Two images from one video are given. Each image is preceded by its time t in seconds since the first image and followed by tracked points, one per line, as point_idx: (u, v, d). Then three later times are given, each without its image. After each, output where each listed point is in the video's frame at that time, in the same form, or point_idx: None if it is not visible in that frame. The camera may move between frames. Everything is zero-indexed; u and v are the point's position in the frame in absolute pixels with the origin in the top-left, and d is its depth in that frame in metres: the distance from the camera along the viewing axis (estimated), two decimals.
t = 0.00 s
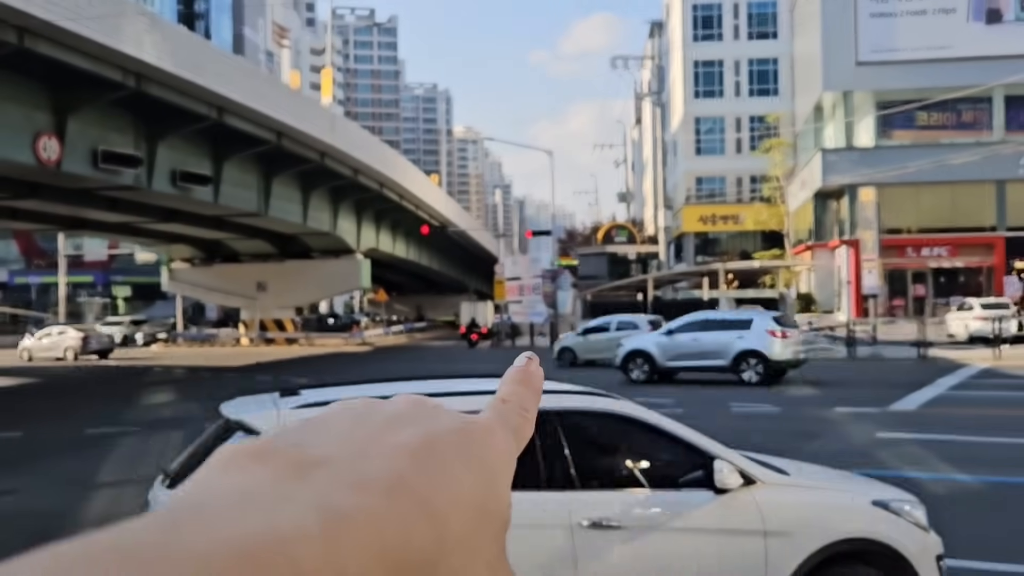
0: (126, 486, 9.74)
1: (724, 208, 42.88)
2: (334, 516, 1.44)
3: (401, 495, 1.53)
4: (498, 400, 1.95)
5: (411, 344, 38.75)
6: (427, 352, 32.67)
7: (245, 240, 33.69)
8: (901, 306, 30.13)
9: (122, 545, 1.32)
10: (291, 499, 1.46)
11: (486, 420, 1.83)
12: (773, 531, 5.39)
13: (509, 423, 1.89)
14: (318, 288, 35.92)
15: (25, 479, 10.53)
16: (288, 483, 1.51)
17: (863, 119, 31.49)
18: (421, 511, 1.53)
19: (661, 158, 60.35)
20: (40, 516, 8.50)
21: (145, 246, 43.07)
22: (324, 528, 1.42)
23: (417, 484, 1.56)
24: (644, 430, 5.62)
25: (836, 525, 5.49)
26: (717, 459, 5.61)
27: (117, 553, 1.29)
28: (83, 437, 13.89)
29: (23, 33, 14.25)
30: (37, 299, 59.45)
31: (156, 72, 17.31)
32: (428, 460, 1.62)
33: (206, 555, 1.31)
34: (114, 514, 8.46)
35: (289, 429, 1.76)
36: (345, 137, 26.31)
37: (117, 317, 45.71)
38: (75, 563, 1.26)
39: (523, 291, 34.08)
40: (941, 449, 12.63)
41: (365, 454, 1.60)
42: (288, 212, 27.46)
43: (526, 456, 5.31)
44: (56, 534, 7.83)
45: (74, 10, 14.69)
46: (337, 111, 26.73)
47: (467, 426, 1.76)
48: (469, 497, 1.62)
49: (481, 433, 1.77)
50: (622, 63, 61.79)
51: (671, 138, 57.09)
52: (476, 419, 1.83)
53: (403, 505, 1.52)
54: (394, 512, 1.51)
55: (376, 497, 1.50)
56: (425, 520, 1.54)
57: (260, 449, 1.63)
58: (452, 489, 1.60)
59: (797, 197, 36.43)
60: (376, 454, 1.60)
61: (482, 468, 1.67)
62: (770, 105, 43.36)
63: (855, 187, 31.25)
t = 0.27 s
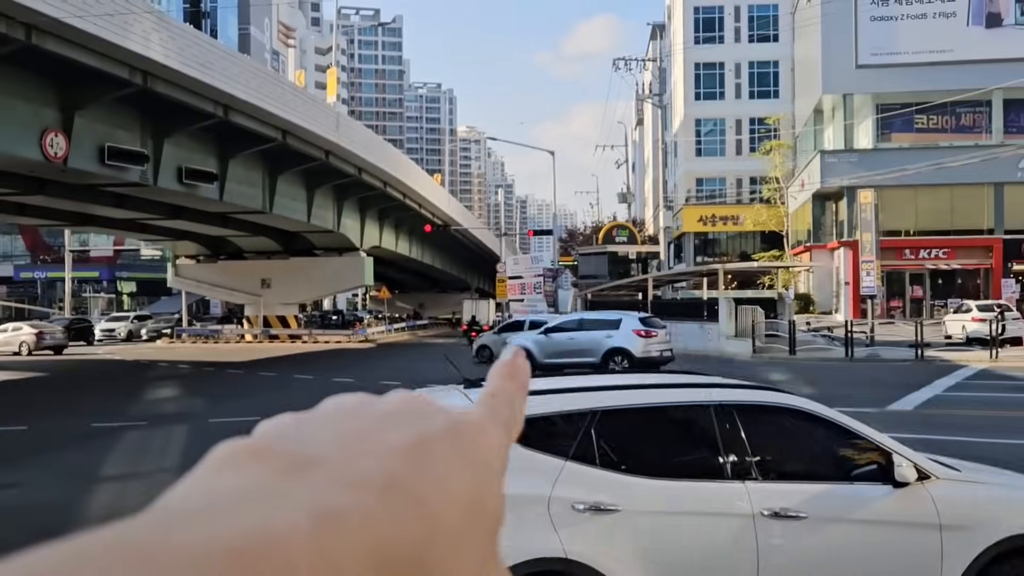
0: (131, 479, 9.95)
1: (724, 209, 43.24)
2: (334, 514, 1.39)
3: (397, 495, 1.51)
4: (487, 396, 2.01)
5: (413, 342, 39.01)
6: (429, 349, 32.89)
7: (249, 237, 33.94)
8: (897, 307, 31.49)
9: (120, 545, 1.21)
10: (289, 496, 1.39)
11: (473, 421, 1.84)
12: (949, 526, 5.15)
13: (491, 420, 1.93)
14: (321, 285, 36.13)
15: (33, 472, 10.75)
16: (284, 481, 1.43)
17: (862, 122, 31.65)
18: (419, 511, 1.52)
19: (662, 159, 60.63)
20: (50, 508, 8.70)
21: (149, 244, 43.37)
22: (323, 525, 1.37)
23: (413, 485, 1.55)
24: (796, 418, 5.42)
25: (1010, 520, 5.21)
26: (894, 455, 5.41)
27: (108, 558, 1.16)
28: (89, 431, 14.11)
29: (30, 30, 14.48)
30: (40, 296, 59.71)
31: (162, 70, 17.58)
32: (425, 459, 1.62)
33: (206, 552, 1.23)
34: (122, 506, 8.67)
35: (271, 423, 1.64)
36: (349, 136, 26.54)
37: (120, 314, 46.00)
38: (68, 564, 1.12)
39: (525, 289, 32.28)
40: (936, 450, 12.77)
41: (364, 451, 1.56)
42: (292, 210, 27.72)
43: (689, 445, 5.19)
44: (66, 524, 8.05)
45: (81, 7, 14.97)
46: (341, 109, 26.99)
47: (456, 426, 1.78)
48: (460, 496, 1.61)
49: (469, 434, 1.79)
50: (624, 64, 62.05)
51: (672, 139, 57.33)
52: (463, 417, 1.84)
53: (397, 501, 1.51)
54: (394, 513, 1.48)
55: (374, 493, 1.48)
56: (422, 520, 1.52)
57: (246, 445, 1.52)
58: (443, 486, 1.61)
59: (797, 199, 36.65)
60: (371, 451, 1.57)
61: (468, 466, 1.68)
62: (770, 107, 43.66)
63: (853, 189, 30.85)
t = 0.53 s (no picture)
0: (132, 475, 9.95)
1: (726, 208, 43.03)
2: (331, 499, 1.80)
3: (387, 482, 1.91)
4: (485, 377, 2.42)
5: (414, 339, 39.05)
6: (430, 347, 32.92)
7: (250, 233, 33.94)
8: (898, 307, 31.48)
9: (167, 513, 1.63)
10: (300, 480, 1.81)
11: (465, 409, 2.22)
12: None
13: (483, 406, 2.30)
14: (322, 282, 36.11)
15: (34, 467, 10.74)
16: (297, 466, 1.84)
17: (865, 121, 31.68)
18: (408, 490, 1.92)
19: (663, 157, 60.62)
20: (51, 503, 8.72)
21: (150, 240, 43.37)
22: (321, 508, 1.77)
23: (402, 473, 1.94)
24: (961, 414, 5.34)
25: None
26: None
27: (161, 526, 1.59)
28: (91, 427, 14.13)
29: (33, 25, 14.48)
30: (40, 292, 59.63)
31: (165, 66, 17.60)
32: (414, 445, 2.01)
33: (221, 527, 1.62)
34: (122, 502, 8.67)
35: (292, 400, 2.06)
36: (351, 133, 26.57)
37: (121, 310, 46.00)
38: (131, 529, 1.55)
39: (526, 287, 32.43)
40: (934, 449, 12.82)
41: (363, 441, 1.96)
42: (294, 206, 27.76)
43: (853, 441, 5.11)
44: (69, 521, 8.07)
45: (85, 3, 14.98)
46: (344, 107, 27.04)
47: (449, 415, 2.15)
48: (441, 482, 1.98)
49: (459, 420, 2.17)
50: (626, 62, 62.00)
51: (673, 138, 57.28)
52: (459, 403, 2.24)
53: (393, 482, 1.91)
54: (382, 498, 1.87)
55: (371, 476, 1.89)
56: (412, 496, 1.91)
57: (271, 426, 1.93)
58: (433, 470, 1.99)
59: (799, 198, 36.63)
60: (372, 437, 1.98)
61: (454, 454, 2.06)
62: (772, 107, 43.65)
63: (856, 188, 31.00)
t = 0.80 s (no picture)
0: (129, 475, 9.64)
1: (729, 206, 42.77)
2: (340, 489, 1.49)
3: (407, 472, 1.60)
4: (505, 363, 2.01)
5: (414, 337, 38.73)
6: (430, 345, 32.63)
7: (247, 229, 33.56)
8: (904, 307, 31.06)
9: (136, 500, 1.30)
10: (298, 466, 1.49)
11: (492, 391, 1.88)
12: None
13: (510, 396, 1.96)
14: (320, 279, 35.75)
15: (28, 466, 10.45)
16: (294, 451, 1.53)
17: (872, 118, 31.49)
18: (427, 483, 1.60)
19: (666, 154, 60.24)
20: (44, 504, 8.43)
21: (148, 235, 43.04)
22: (333, 495, 1.47)
23: (421, 460, 1.63)
24: None
25: None
26: None
27: (126, 513, 1.26)
28: (86, 425, 13.84)
29: (27, 17, 14.15)
30: (37, 287, 59.26)
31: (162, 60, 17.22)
32: (434, 432, 1.68)
33: (208, 517, 1.32)
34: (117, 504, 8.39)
35: (299, 380, 1.74)
36: (350, 128, 26.19)
37: (119, 305, 45.66)
38: (86, 517, 1.23)
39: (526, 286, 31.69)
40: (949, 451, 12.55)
41: (374, 422, 1.64)
42: (291, 203, 27.37)
43: None
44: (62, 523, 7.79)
45: None
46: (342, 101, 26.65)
47: (475, 396, 1.81)
48: (469, 472, 1.69)
49: (487, 403, 1.83)
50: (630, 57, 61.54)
51: (677, 134, 56.90)
52: (485, 385, 1.88)
53: (409, 473, 1.59)
54: (397, 486, 1.56)
55: (382, 466, 1.57)
56: (432, 491, 1.60)
57: (267, 411, 1.63)
58: (455, 459, 1.67)
59: (804, 196, 36.30)
60: (386, 423, 1.65)
61: (482, 440, 1.75)
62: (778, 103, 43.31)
63: (863, 188, 30.92)
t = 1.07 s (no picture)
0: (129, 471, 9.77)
1: (729, 205, 42.91)
2: (365, 456, 1.69)
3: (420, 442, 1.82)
4: (506, 349, 2.30)
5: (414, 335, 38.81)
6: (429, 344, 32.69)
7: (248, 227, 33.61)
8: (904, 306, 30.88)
9: (180, 464, 1.47)
10: (329, 435, 1.70)
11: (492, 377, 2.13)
12: None
13: (511, 371, 2.23)
14: (321, 278, 35.80)
15: (30, 462, 10.56)
16: (324, 422, 1.74)
17: (872, 117, 30.63)
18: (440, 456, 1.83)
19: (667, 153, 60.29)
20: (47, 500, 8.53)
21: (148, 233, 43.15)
22: (360, 465, 1.66)
23: (431, 434, 1.85)
24: None
25: None
26: None
27: (187, 476, 1.44)
28: (87, 422, 13.94)
29: (29, 14, 14.23)
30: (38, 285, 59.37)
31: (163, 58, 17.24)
32: (445, 412, 1.92)
33: (253, 481, 1.49)
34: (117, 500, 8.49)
35: (305, 363, 1.98)
36: (351, 126, 26.23)
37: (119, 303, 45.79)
38: (155, 481, 1.39)
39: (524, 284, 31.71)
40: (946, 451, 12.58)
41: (394, 401, 1.87)
42: (292, 201, 27.38)
43: None
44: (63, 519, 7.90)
45: None
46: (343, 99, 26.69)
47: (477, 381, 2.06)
48: (470, 447, 1.92)
49: (489, 388, 2.09)
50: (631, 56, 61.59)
51: (678, 134, 56.99)
52: (485, 368, 2.14)
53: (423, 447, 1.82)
54: (410, 457, 1.78)
55: (401, 440, 1.78)
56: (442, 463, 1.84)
57: (285, 387, 1.83)
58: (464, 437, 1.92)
59: (803, 196, 36.35)
60: (402, 402, 1.88)
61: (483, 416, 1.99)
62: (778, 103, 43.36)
63: (863, 187, 31.26)
